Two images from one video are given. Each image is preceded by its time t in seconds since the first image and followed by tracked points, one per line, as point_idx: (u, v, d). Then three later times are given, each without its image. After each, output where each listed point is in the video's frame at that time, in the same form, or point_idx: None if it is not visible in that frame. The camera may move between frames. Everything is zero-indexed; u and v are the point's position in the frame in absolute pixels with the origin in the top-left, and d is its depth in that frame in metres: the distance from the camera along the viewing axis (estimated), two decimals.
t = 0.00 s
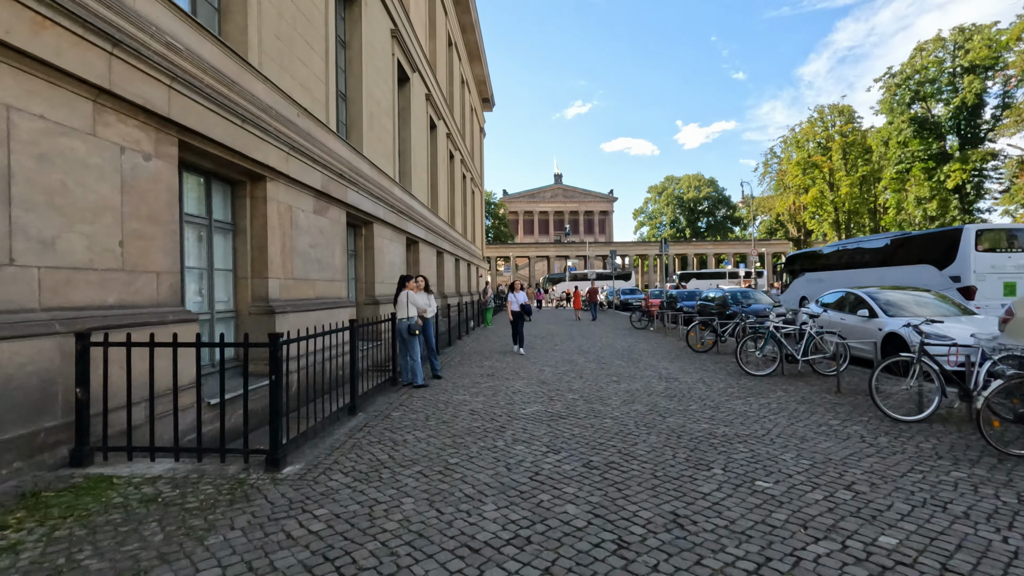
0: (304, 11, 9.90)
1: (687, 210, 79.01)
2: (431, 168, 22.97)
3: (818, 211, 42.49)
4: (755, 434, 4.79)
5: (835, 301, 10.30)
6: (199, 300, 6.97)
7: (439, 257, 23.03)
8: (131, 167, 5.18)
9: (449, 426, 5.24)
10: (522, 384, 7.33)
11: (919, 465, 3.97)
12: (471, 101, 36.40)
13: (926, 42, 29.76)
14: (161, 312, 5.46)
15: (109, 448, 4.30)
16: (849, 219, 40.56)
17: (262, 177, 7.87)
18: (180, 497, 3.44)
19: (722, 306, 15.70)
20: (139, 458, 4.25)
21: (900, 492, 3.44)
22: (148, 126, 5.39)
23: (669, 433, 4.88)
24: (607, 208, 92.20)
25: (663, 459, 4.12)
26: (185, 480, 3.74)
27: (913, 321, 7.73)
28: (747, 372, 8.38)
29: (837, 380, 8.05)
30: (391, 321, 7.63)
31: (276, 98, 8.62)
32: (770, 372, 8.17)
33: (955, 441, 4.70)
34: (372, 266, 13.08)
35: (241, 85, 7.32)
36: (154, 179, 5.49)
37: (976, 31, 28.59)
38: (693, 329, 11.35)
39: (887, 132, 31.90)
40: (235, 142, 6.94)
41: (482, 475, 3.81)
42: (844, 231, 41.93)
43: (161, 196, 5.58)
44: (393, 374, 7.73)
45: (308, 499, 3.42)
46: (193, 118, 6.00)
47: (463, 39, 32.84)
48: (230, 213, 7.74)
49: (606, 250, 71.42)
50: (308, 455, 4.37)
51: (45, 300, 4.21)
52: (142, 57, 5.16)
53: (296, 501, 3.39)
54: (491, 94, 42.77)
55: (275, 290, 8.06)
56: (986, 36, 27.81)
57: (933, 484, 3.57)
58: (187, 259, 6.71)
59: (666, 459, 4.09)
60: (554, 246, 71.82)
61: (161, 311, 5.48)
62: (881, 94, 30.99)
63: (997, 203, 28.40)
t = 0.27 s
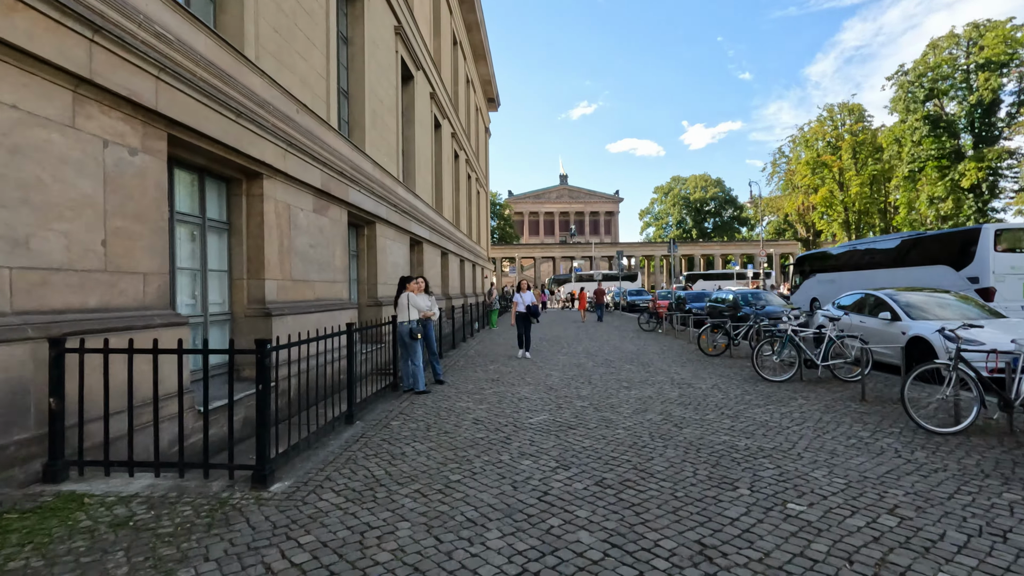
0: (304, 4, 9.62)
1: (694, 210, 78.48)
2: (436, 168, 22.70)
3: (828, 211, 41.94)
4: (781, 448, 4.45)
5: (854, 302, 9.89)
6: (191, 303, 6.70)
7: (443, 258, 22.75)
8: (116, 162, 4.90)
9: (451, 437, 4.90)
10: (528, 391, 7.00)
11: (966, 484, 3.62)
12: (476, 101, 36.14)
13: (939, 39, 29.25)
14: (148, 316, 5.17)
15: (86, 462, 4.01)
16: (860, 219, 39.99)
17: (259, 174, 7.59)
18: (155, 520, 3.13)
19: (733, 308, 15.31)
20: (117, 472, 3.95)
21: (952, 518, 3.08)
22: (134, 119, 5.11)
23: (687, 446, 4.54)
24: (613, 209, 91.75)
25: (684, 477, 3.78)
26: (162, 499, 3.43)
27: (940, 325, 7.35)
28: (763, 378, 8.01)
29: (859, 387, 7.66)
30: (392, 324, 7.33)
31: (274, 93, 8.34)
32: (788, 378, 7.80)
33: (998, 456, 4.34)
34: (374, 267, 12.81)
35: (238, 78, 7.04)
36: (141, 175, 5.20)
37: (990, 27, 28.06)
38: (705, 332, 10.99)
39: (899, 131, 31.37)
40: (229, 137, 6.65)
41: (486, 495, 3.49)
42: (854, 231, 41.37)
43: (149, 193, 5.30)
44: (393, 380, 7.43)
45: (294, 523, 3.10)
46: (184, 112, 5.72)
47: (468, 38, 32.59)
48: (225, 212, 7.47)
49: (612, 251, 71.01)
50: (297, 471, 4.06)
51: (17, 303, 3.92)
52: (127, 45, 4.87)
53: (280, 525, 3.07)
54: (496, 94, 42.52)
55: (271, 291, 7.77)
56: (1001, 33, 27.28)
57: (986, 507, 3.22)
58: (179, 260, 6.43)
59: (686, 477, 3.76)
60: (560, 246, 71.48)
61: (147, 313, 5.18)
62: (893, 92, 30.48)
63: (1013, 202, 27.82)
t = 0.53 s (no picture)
0: None
1: (699, 210, 78.13)
2: (439, 167, 22.49)
3: (835, 210, 41.52)
4: (803, 457, 4.18)
5: (869, 302, 9.59)
6: (186, 302, 6.50)
7: (447, 258, 22.55)
8: (103, 155, 4.68)
9: (453, 443, 4.66)
10: (534, 394, 6.75)
11: (1008, 498, 3.35)
12: (480, 100, 35.94)
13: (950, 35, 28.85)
14: (136, 316, 4.95)
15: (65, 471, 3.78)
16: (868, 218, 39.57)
17: (256, 171, 7.37)
18: (131, 537, 2.89)
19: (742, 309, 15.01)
20: (98, 482, 3.72)
21: (1000, 538, 2.81)
22: (122, 110, 4.89)
23: (704, 454, 4.28)
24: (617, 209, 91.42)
25: (701, 488, 3.52)
26: (141, 514, 3.20)
27: (962, 326, 7.08)
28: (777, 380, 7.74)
29: (878, 390, 7.37)
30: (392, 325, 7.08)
31: (273, 87, 8.12)
32: (804, 380, 7.51)
33: None
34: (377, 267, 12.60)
35: (233, 71, 6.81)
36: (129, 169, 4.98)
37: (1002, 24, 27.65)
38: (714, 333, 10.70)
39: (909, 129, 30.95)
40: (224, 132, 6.43)
41: (490, 510, 3.24)
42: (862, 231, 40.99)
43: (138, 188, 5.08)
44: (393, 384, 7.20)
45: (281, 541, 2.86)
46: (176, 104, 5.49)
47: (472, 37, 32.40)
48: (221, 210, 7.24)
49: (616, 251, 70.71)
50: (289, 480, 3.82)
51: None
52: (113, 33, 4.65)
53: (266, 544, 2.83)
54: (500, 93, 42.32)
55: (269, 291, 7.55)
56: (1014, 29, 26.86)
57: None
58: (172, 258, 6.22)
59: (704, 489, 3.50)
60: (564, 247, 71.22)
61: (136, 314, 4.96)
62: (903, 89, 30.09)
63: None
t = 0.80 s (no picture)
0: None
1: (707, 211, 77.55)
2: (445, 167, 22.25)
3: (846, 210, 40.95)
4: (832, 475, 3.87)
5: (889, 305, 9.24)
6: (179, 306, 6.27)
7: (452, 259, 22.30)
8: (85, 153, 4.44)
9: (454, 457, 4.38)
10: (540, 402, 6.46)
11: None
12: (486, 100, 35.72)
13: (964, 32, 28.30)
14: (122, 322, 4.70)
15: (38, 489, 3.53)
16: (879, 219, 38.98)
17: (253, 169, 7.12)
18: (97, 568, 2.63)
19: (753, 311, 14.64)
20: (72, 502, 3.47)
21: None
22: (106, 105, 4.65)
23: (724, 471, 3.97)
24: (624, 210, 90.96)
25: (724, 513, 3.21)
26: (113, 540, 2.94)
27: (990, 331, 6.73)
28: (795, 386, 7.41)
29: (901, 397, 7.03)
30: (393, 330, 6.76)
31: (271, 84, 7.87)
32: (824, 387, 7.17)
33: None
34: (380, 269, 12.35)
35: (229, 65, 6.56)
36: (115, 167, 4.73)
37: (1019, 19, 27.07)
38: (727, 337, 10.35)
39: (922, 127, 30.39)
40: (218, 128, 6.18)
41: (493, 538, 2.94)
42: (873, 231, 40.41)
43: (125, 187, 4.84)
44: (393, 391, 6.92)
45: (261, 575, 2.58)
46: (165, 99, 5.25)
47: (479, 36, 32.18)
48: (217, 210, 7.01)
49: (623, 252, 70.28)
50: (277, 500, 3.55)
51: None
52: (96, 22, 4.40)
53: None
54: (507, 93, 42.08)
55: (267, 294, 7.31)
56: None
57: None
58: (163, 260, 5.98)
59: (727, 514, 3.20)
60: (571, 247, 70.88)
61: (121, 319, 4.71)
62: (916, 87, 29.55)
63: None
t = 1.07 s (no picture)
0: None
1: (715, 210, 76.87)
2: (450, 165, 22.01)
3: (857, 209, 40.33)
4: (864, 489, 3.56)
5: (910, 304, 8.87)
6: (171, 305, 6.04)
7: (458, 258, 22.06)
8: (67, 143, 4.20)
9: (456, 466, 4.10)
10: (547, 405, 6.17)
11: None
12: (493, 98, 35.49)
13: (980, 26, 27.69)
14: (105, 321, 4.47)
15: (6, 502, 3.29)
16: (892, 217, 38.36)
17: (250, 164, 6.89)
18: None
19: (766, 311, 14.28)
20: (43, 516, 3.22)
21: None
22: (90, 92, 4.41)
23: (746, 483, 3.67)
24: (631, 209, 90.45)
25: (750, 533, 2.91)
26: (78, 561, 2.69)
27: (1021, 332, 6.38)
28: (814, 389, 7.08)
29: (928, 402, 6.68)
30: (394, 330, 6.47)
31: (270, 76, 7.62)
32: (846, 391, 6.82)
33: None
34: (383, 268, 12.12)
35: (225, 56, 6.33)
36: (99, 159, 4.49)
37: None
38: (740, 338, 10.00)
39: (937, 123, 29.77)
40: (213, 121, 5.94)
41: (494, 561, 2.67)
42: (885, 230, 39.77)
43: (111, 180, 4.61)
44: (395, 393, 6.64)
45: None
46: (154, 88, 5.01)
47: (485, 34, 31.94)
48: (212, 206, 6.77)
49: (630, 251, 69.85)
50: (262, 515, 3.28)
51: None
52: (77, 5, 4.17)
53: None
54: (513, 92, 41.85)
55: (264, 293, 7.07)
56: None
57: None
58: (154, 258, 5.75)
59: (753, 534, 2.90)
60: (578, 247, 70.52)
61: (105, 319, 4.46)
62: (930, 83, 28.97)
63: None
